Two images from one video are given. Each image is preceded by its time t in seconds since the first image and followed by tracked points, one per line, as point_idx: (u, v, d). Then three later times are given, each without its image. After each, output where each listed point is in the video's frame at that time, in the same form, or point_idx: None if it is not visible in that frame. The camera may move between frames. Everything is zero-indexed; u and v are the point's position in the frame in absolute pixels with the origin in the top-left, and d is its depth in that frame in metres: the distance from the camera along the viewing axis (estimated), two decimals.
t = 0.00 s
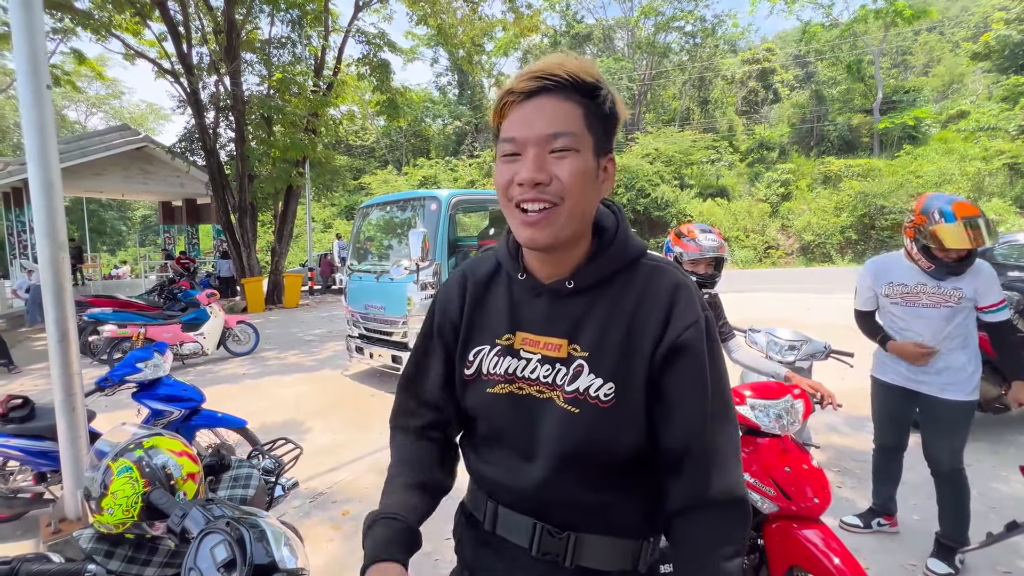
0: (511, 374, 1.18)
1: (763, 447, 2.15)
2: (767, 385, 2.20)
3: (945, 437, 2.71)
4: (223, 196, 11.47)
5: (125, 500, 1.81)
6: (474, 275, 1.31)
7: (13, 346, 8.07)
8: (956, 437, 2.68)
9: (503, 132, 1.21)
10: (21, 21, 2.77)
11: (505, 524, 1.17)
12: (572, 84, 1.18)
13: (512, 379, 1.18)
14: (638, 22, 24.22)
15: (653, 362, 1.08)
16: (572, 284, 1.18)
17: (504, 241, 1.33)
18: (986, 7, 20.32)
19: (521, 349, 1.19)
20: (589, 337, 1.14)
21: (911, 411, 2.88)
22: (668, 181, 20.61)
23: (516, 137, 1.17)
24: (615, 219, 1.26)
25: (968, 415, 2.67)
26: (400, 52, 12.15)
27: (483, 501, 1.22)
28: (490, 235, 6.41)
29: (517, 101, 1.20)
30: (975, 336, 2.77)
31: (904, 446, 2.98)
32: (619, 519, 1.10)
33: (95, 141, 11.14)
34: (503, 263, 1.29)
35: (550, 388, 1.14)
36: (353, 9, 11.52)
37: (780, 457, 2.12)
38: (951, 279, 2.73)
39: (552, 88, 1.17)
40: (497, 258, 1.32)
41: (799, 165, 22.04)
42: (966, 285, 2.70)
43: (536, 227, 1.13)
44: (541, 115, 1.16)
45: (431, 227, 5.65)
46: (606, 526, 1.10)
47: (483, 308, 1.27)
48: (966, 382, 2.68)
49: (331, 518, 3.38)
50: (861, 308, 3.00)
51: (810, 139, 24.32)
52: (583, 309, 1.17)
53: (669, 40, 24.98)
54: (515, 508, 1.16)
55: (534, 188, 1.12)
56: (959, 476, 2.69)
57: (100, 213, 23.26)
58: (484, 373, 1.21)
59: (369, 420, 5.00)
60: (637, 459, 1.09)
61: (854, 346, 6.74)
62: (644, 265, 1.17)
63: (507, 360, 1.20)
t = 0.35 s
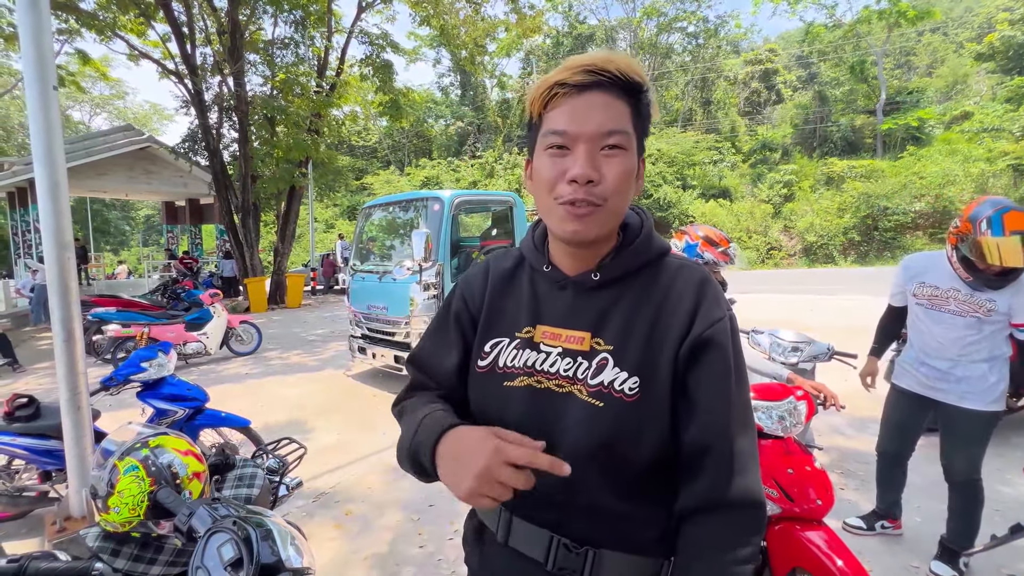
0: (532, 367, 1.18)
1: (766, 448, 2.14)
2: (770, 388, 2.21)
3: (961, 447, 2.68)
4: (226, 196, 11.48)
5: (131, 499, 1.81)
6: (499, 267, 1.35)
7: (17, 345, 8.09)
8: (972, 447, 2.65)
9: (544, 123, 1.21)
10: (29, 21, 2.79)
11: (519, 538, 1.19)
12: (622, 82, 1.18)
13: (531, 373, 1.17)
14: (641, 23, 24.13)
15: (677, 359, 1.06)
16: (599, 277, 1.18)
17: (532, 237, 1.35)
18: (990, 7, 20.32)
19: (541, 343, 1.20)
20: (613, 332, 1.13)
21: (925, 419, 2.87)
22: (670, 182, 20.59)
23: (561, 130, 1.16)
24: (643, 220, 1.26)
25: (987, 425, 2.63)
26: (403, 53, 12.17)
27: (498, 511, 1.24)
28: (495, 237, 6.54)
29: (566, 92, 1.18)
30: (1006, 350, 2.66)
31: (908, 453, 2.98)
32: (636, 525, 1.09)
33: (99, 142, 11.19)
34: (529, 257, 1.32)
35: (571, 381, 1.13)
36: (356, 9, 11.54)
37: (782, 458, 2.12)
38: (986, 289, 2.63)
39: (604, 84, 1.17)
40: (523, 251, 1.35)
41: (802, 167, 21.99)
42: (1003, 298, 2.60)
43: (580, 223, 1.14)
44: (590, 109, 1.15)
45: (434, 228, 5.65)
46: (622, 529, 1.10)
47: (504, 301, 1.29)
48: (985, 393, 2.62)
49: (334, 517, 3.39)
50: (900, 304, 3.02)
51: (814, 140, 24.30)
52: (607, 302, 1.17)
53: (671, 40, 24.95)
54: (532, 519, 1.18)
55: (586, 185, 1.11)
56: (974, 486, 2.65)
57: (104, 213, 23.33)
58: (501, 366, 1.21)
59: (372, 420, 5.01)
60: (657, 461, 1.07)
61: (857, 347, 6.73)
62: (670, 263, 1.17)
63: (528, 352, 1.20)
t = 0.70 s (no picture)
0: (539, 386, 1.19)
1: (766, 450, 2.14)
2: (767, 389, 2.21)
3: (966, 450, 2.67)
4: (227, 196, 11.46)
5: (131, 498, 1.81)
6: (499, 282, 1.33)
7: (19, 344, 8.11)
8: (980, 451, 2.63)
9: (548, 128, 1.19)
10: (30, 21, 2.79)
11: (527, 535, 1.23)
12: (627, 85, 1.17)
13: (539, 392, 1.19)
14: (642, 23, 24.02)
15: (684, 376, 1.07)
16: (600, 293, 1.16)
17: (531, 249, 1.34)
18: (992, 8, 20.34)
19: (545, 360, 1.20)
20: (617, 349, 1.13)
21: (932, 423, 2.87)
22: (671, 182, 20.57)
23: (567, 137, 1.16)
24: (649, 224, 1.24)
25: (995, 431, 2.60)
26: (404, 53, 12.18)
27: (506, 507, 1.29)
28: (494, 237, 6.47)
29: (572, 95, 1.17)
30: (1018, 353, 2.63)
31: (913, 456, 2.97)
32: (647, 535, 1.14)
33: (100, 141, 11.19)
34: (528, 270, 1.30)
35: (577, 400, 1.15)
36: (358, 10, 11.54)
37: (782, 459, 2.11)
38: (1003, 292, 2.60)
39: (611, 87, 1.16)
40: (521, 265, 1.34)
41: (803, 167, 21.95)
42: (1015, 301, 2.57)
43: (584, 235, 1.13)
44: (595, 115, 1.14)
45: (435, 228, 5.63)
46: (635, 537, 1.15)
47: (507, 319, 1.28)
48: (992, 397, 2.60)
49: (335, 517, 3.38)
50: (912, 305, 2.99)
51: (815, 140, 24.23)
52: (610, 317, 1.16)
53: (672, 40, 24.97)
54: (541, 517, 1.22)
55: (595, 189, 1.11)
56: (980, 490, 2.64)
57: (105, 212, 23.34)
58: (507, 385, 1.23)
59: (373, 420, 5.01)
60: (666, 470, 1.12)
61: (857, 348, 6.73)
62: (678, 275, 1.14)
63: (534, 370, 1.20)
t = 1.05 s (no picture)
0: (537, 381, 1.19)
1: (768, 449, 2.14)
2: (771, 388, 2.23)
3: (971, 452, 2.67)
4: (227, 195, 11.44)
5: (131, 496, 1.81)
6: (496, 279, 1.32)
7: (20, 343, 8.13)
8: (983, 452, 2.62)
9: (543, 127, 1.19)
10: (30, 21, 2.79)
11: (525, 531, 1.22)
12: (621, 85, 1.17)
13: (536, 387, 1.19)
14: (643, 23, 23.92)
15: (677, 375, 1.08)
16: (596, 292, 1.16)
17: (527, 246, 1.33)
18: (994, 7, 20.32)
19: (543, 356, 1.20)
20: (614, 347, 1.12)
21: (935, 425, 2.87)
22: (672, 182, 20.55)
23: (560, 134, 1.15)
24: (644, 222, 1.23)
25: (997, 433, 2.59)
26: (404, 52, 12.17)
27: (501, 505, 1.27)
28: (495, 236, 6.46)
29: (567, 92, 1.16)
30: None
31: (914, 459, 2.97)
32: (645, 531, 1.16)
33: (101, 140, 11.19)
34: (526, 268, 1.29)
35: (574, 396, 1.15)
36: (359, 9, 11.52)
37: (784, 459, 2.11)
38: (1005, 292, 2.56)
39: (604, 87, 1.16)
40: (519, 263, 1.33)
41: (805, 167, 21.93)
42: (1019, 302, 2.53)
43: (580, 230, 1.14)
44: (589, 113, 1.14)
45: (436, 227, 5.63)
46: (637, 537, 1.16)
47: (506, 315, 1.28)
48: (994, 400, 2.59)
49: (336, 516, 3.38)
50: (925, 306, 2.97)
51: (816, 140, 23.95)
52: (606, 315, 1.15)
53: (673, 40, 24.96)
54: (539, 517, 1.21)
55: (586, 190, 1.12)
56: (984, 492, 2.64)
57: (106, 211, 23.37)
58: (506, 380, 1.23)
59: (374, 419, 5.01)
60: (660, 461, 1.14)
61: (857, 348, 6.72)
62: (673, 273, 1.14)
63: (532, 367, 1.21)
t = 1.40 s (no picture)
0: (520, 358, 1.21)
1: (768, 449, 2.14)
2: (774, 388, 2.21)
3: (973, 454, 2.67)
4: (229, 193, 11.47)
5: (132, 494, 1.82)
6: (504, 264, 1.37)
7: (22, 340, 8.15)
8: (986, 455, 2.62)
9: (537, 112, 1.22)
10: (33, 18, 2.79)
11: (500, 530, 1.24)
12: (613, 75, 1.18)
13: (519, 364, 1.20)
14: (645, 22, 24.00)
15: (651, 366, 1.03)
16: (579, 274, 1.16)
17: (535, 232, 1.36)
18: (997, 7, 20.27)
19: (530, 335, 1.21)
20: (589, 330, 1.11)
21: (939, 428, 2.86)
22: (673, 182, 20.50)
23: (549, 117, 1.17)
24: (644, 213, 1.20)
25: (999, 435, 2.58)
26: (406, 51, 12.14)
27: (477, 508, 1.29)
28: (495, 236, 6.45)
29: (558, 80, 1.19)
30: None
31: (917, 461, 2.95)
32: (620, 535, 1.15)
33: (103, 138, 11.21)
34: (529, 251, 1.32)
35: (549, 376, 1.14)
36: (360, 7, 11.50)
37: (784, 459, 2.12)
38: (1000, 291, 2.59)
39: (594, 75, 1.17)
40: (525, 249, 1.36)
41: (806, 167, 21.90)
42: (1017, 302, 2.55)
43: (560, 211, 1.13)
44: (577, 98, 1.15)
45: (437, 226, 5.63)
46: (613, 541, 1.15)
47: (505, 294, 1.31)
48: (994, 401, 2.58)
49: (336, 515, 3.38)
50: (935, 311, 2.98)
51: (818, 140, 23.97)
52: (588, 299, 1.14)
53: (675, 40, 24.94)
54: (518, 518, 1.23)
55: (567, 165, 1.11)
56: (987, 494, 2.63)
57: (108, 209, 23.41)
58: (495, 355, 1.26)
59: (374, 418, 5.01)
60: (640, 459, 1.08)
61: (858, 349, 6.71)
62: (660, 263, 1.10)
63: (518, 344, 1.22)
